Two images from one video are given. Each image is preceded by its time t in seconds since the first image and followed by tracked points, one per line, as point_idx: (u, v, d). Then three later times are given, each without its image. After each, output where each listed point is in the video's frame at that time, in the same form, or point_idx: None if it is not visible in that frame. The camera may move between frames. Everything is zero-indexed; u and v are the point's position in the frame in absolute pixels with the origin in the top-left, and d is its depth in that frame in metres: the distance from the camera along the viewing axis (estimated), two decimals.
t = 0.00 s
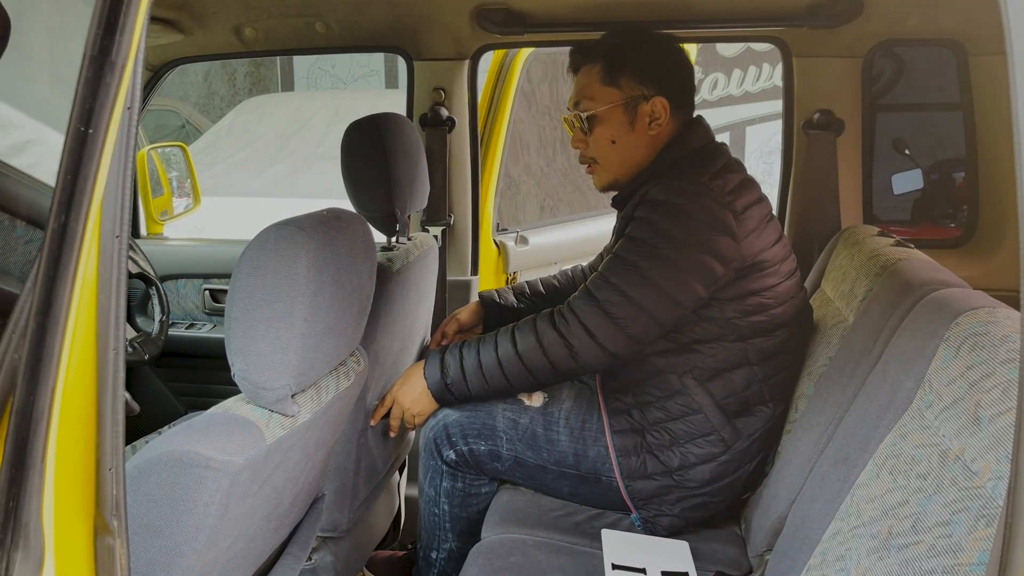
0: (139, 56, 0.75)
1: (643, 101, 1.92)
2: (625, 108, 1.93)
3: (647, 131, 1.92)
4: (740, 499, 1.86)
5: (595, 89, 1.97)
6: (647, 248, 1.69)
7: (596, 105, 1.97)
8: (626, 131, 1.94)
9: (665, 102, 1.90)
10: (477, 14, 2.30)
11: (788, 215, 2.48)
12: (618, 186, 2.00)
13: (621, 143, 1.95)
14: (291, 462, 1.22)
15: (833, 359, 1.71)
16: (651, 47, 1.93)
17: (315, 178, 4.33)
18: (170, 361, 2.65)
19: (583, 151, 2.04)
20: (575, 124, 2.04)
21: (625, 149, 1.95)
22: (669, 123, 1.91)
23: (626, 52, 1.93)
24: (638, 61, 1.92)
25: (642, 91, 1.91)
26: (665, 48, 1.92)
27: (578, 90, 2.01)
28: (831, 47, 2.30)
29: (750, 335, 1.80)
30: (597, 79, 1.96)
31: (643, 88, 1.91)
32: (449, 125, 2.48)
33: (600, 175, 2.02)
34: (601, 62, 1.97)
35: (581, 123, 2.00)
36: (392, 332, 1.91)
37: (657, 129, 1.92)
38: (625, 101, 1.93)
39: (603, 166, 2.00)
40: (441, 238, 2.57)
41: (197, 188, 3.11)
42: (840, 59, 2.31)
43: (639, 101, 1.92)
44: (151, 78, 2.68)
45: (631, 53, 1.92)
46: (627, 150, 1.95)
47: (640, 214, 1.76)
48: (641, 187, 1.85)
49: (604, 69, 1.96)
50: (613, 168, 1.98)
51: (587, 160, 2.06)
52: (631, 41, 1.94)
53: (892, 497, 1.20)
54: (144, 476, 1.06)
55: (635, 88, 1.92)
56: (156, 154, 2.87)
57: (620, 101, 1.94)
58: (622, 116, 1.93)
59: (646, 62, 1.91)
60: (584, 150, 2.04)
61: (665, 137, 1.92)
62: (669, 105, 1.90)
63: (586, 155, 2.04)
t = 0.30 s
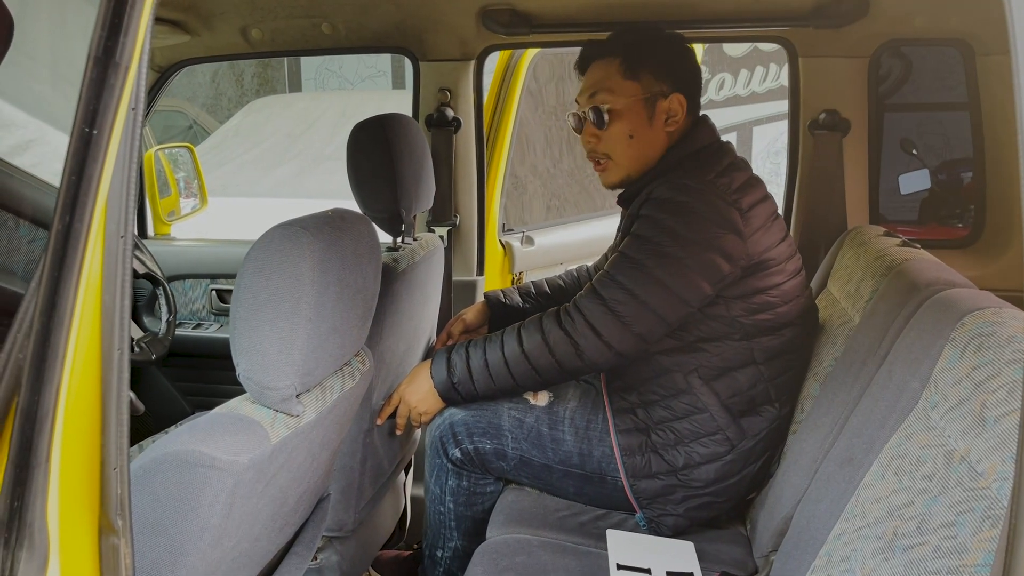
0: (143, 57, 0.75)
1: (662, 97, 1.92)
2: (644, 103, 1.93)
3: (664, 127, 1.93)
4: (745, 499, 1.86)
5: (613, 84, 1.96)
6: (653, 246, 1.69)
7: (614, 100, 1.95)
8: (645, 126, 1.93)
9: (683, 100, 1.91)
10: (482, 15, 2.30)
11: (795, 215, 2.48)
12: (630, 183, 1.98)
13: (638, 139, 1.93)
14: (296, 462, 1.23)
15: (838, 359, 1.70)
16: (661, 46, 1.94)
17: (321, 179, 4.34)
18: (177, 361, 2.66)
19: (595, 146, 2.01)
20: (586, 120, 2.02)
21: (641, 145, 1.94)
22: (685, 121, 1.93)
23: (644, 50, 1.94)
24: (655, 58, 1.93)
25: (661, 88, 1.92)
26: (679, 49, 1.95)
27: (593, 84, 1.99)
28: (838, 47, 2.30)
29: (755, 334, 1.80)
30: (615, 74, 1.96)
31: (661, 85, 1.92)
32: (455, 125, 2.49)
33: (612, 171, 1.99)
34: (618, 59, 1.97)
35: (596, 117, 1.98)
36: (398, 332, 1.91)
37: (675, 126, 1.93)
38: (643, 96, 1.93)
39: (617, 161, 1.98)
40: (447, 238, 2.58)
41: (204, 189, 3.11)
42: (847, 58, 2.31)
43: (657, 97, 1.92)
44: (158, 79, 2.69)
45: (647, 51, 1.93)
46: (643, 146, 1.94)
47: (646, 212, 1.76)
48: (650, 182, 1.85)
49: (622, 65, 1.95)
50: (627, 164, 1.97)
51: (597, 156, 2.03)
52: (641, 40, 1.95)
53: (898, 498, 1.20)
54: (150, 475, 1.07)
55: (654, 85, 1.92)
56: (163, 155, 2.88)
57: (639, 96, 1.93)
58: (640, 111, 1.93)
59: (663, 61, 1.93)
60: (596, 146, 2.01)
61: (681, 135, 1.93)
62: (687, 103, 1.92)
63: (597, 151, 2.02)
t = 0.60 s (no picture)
0: (131, 62, 0.76)
1: (675, 98, 1.96)
2: (663, 104, 1.95)
3: (679, 127, 1.97)
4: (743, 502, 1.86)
5: (630, 85, 1.96)
6: (654, 246, 1.70)
7: (635, 101, 1.94)
8: (666, 125, 1.95)
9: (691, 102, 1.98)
10: (480, 18, 2.30)
11: (794, 218, 2.47)
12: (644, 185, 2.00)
13: (659, 140, 1.95)
14: (289, 465, 1.23)
15: (835, 362, 1.70)
16: (664, 49, 1.97)
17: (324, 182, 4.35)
18: (178, 363, 2.67)
19: (611, 149, 1.98)
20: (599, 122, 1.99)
21: (659, 146, 1.96)
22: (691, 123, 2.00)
23: (654, 53, 1.96)
24: (664, 61, 1.96)
25: (674, 89, 1.96)
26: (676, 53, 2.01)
27: (608, 86, 1.97)
28: (836, 50, 2.29)
29: (755, 335, 1.79)
30: (631, 76, 1.96)
31: (672, 87, 1.96)
32: (453, 128, 2.49)
33: (631, 174, 1.98)
34: (631, 61, 1.97)
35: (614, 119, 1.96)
36: (396, 334, 1.92)
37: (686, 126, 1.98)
38: (660, 97, 1.95)
39: (637, 163, 1.97)
40: (446, 241, 2.59)
41: (206, 192, 3.14)
42: (846, 60, 2.30)
43: (672, 98, 1.96)
44: (158, 83, 2.70)
45: (656, 54, 1.96)
46: (661, 147, 1.96)
47: (646, 213, 1.76)
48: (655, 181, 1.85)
49: (637, 67, 1.96)
50: (647, 164, 1.97)
51: (611, 159, 2.00)
52: (643, 44, 1.96)
53: (891, 502, 1.20)
54: (141, 479, 1.07)
55: (668, 86, 1.96)
56: (164, 158, 2.88)
57: (658, 97, 1.95)
58: (659, 112, 1.95)
59: (670, 65, 1.97)
60: (613, 148, 1.97)
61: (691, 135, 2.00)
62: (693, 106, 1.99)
63: (614, 154, 1.98)
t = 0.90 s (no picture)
0: (122, 71, 0.77)
1: (637, 119, 1.91)
2: (620, 128, 1.92)
3: (643, 147, 1.91)
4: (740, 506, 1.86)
5: (588, 110, 1.96)
6: (651, 266, 1.68)
7: (590, 128, 1.97)
8: (624, 150, 1.93)
9: (659, 119, 1.89)
10: (478, 23, 2.33)
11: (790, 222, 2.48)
12: (619, 203, 2.01)
13: (619, 163, 1.95)
14: (283, 467, 1.24)
15: (830, 365, 1.70)
16: (638, 64, 1.91)
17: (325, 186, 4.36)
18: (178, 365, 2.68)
19: (580, 170, 2.04)
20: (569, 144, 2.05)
21: (622, 168, 1.95)
22: (665, 138, 1.91)
23: (615, 72, 1.91)
24: (626, 81, 1.90)
25: (636, 109, 1.90)
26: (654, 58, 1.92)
27: (570, 111, 2.00)
28: (832, 55, 2.30)
29: (750, 342, 1.79)
30: (589, 101, 1.95)
31: (636, 107, 1.90)
32: (452, 133, 2.50)
33: (598, 194, 2.02)
34: (592, 84, 1.95)
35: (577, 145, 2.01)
36: (393, 337, 1.94)
37: (654, 145, 1.91)
38: (619, 121, 1.92)
39: (601, 185, 2.00)
40: (445, 245, 2.59)
41: (207, 196, 3.16)
42: (842, 65, 2.31)
43: (633, 119, 1.91)
44: (159, 88, 2.70)
45: (618, 74, 1.91)
46: (625, 169, 1.95)
47: (637, 233, 1.75)
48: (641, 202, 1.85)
49: (595, 91, 1.94)
50: (612, 186, 1.98)
51: (583, 178, 2.06)
52: (615, 62, 1.92)
53: (880, 506, 1.20)
54: (135, 482, 1.08)
55: (629, 107, 1.91)
56: (165, 162, 2.90)
57: (613, 122, 1.93)
58: (618, 136, 1.93)
59: (635, 82, 1.90)
60: (580, 170, 2.04)
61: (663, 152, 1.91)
62: (664, 121, 1.89)
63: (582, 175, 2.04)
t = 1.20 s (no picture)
0: (116, 81, 0.79)
1: (614, 139, 1.94)
2: (598, 151, 1.96)
3: (623, 166, 1.95)
4: (733, 509, 1.88)
5: (565, 137, 2.01)
6: (637, 268, 1.68)
7: (569, 153, 2.00)
8: (604, 172, 1.97)
9: (636, 137, 1.92)
10: (474, 30, 2.33)
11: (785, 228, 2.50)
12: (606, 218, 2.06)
13: (600, 183, 1.99)
14: (277, 469, 1.26)
15: (820, 369, 1.72)
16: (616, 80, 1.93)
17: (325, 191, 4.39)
18: (178, 369, 2.71)
19: (566, 190, 2.09)
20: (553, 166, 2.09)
21: (605, 187, 1.99)
22: (644, 154, 1.94)
23: (589, 96, 1.94)
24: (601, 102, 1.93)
25: (612, 131, 1.94)
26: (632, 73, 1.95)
27: (549, 137, 2.05)
28: (825, 62, 2.32)
29: (739, 346, 1.80)
30: (564, 128, 2.00)
31: (612, 128, 1.94)
32: (449, 138, 2.53)
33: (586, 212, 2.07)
34: (566, 110, 1.98)
35: (559, 169, 2.05)
36: (390, 341, 1.96)
37: (633, 163, 1.94)
38: (596, 144, 1.96)
39: (587, 204, 2.05)
40: (441, 249, 2.63)
41: (206, 201, 3.23)
42: (835, 72, 2.33)
43: (610, 140, 1.95)
44: (162, 92, 2.73)
45: (594, 96, 1.94)
46: (608, 188, 1.99)
47: (623, 238, 1.76)
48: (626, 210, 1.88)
49: (570, 118, 1.98)
50: (597, 204, 2.03)
51: (571, 197, 2.11)
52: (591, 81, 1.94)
53: (865, 507, 1.22)
54: (131, 481, 1.10)
55: (605, 130, 1.95)
56: (167, 167, 2.96)
57: (592, 145, 1.97)
58: (596, 159, 1.97)
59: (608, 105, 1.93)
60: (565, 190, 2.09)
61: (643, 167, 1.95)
62: (641, 139, 1.93)
63: (568, 193, 2.09)
